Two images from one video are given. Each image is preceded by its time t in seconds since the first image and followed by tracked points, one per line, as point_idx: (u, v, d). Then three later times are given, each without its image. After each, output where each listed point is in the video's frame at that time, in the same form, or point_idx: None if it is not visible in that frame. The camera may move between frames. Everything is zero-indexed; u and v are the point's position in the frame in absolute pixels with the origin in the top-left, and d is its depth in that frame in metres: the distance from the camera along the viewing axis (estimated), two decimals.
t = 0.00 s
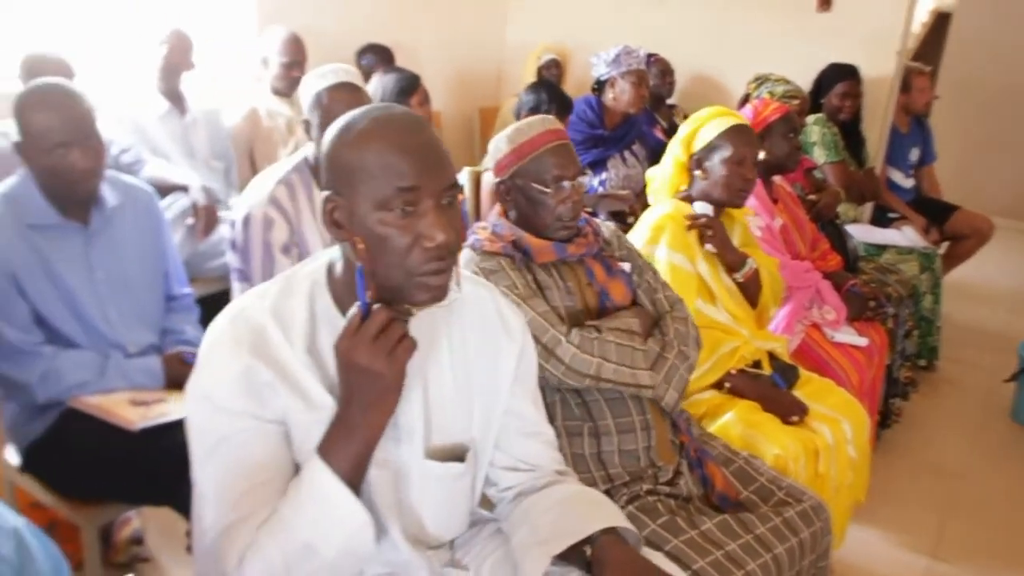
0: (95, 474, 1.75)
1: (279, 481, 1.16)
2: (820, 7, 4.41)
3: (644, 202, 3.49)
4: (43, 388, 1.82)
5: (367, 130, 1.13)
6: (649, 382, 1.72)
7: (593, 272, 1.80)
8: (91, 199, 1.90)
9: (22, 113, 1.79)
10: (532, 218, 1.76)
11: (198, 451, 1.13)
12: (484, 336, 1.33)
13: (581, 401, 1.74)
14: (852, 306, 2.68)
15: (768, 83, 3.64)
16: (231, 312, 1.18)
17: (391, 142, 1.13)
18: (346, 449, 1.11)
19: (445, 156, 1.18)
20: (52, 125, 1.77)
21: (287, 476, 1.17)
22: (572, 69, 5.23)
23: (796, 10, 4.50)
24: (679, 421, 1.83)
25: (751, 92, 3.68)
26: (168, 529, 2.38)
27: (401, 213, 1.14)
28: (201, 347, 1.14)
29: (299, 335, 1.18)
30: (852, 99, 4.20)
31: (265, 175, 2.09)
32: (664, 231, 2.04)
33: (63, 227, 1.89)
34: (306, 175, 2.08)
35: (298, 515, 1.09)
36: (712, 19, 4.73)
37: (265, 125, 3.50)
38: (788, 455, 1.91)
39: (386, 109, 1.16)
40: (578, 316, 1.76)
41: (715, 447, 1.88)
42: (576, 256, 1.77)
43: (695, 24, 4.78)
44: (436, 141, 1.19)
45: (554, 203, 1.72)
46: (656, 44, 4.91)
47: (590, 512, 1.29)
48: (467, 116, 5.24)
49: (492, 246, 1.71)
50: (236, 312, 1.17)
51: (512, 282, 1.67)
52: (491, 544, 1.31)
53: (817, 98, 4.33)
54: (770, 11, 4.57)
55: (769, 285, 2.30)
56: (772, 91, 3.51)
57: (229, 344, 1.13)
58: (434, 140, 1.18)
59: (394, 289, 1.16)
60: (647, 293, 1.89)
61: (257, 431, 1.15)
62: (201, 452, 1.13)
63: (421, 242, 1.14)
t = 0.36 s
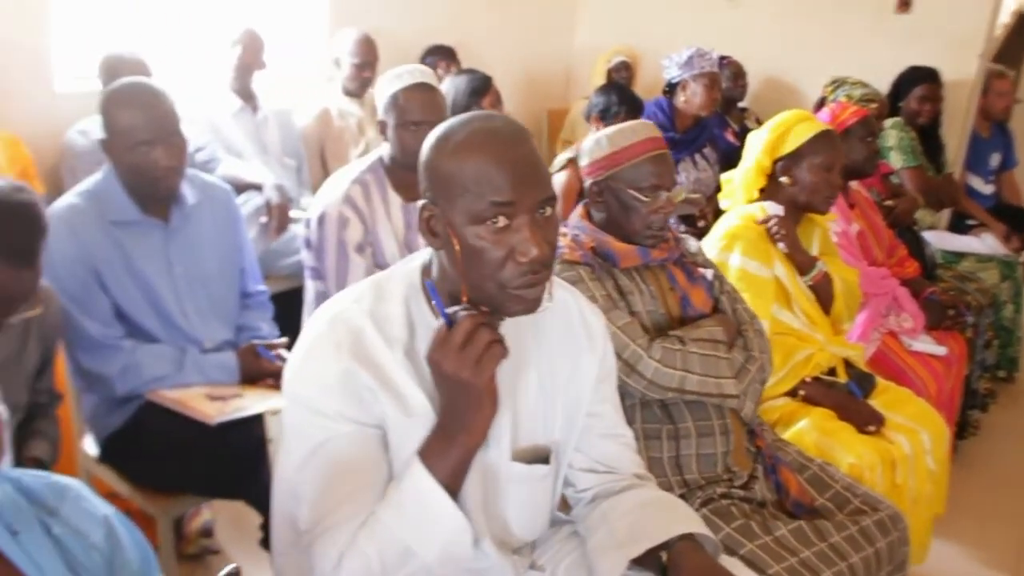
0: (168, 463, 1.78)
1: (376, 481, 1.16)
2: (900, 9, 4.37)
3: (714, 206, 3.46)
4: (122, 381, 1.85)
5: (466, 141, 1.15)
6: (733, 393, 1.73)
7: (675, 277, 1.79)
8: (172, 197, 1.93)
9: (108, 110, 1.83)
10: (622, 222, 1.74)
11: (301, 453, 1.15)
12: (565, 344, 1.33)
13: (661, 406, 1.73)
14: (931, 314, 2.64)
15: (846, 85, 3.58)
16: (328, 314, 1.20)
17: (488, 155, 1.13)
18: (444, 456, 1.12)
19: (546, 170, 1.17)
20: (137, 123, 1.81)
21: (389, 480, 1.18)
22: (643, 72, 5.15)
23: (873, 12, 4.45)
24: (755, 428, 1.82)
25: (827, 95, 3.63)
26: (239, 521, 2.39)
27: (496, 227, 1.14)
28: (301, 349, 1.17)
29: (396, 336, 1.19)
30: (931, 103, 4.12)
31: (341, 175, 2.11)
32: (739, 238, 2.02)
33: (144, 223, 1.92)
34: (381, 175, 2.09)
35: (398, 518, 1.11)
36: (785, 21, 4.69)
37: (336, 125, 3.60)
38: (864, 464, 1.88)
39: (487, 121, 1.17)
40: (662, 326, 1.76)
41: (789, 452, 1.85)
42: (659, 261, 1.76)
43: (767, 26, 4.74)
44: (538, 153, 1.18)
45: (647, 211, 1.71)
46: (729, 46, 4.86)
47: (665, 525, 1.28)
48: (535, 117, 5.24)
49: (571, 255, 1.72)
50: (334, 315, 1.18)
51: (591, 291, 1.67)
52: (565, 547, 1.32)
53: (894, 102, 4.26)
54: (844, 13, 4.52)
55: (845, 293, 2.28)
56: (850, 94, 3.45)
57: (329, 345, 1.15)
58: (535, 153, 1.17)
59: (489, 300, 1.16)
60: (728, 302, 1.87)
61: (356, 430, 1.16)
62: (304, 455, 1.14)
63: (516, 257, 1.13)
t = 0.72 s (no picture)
0: (241, 451, 1.80)
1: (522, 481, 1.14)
2: (984, 12, 4.29)
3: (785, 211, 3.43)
4: (197, 372, 1.87)
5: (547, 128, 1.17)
6: (812, 396, 1.71)
7: (754, 279, 1.78)
8: (249, 191, 1.95)
9: (191, 105, 1.87)
10: (705, 223, 1.74)
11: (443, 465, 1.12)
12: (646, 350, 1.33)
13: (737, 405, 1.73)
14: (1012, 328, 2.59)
15: (926, 91, 3.52)
16: (440, 319, 1.19)
17: (566, 141, 1.15)
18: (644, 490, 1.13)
19: (627, 158, 1.17)
20: (219, 118, 1.84)
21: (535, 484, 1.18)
22: (714, 74, 5.11)
23: (953, 17, 4.37)
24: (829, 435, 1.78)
25: (908, 100, 3.58)
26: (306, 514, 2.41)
27: (570, 212, 1.15)
28: (417, 356, 1.15)
29: (512, 338, 1.18)
30: (1014, 110, 4.05)
31: (415, 172, 2.12)
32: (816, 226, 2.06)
33: (221, 217, 1.95)
34: (454, 173, 2.10)
35: (568, 527, 1.11)
36: (862, 25, 4.62)
37: (407, 123, 3.63)
38: (942, 478, 1.85)
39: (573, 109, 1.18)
40: (742, 326, 1.76)
41: (861, 456, 1.82)
42: (738, 264, 1.75)
43: (842, 30, 4.68)
44: (622, 142, 1.18)
45: (732, 214, 1.71)
46: (804, 50, 4.81)
47: (847, 559, 1.27)
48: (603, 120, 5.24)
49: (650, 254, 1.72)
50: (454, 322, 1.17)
51: (670, 292, 1.68)
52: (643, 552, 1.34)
53: (976, 108, 4.18)
54: (923, 17, 4.45)
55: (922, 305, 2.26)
56: (931, 100, 3.40)
57: (448, 350, 1.14)
58: (618, 141, 1.17)
59: (566, 288, 1.17)
60: (808, 306, 1.85)
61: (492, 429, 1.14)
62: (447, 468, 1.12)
63: (589, 243, 1.14)
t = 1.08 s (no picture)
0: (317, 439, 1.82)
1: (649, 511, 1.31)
2: None
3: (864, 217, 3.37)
4: (275, 364, 1.88)
5: (712, 173, 1.25)
6: (895, 405, 1.69)
7: (839, 286, 1.76)
8: (329, 186, 1.97)
9: (276, 98, 1.89)
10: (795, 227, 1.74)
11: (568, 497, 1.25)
12: (737, 366, 1.46)
13: (817, 413, 1.73)
14: None
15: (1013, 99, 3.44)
16: (579, 347, 1.31)
17: (743, 189, 1.23)
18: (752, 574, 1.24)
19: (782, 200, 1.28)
20: (303, 113, 1.86)
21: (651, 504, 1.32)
22: (792, 78, 5.02)
23: None
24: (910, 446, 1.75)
25: (994, 108, 3.50)
26: (373, 508, 2.43)
27: (739, 257, 1.24)
28: (563, 385, 1.28)
29: (642, 368, 1.32)
30: None
31: (493, 171, 2.12)
32: (906, 251, 2.01)
33: (302, 212, 1.97)
34: (531, 172, 2.11)
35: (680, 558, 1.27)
36: (945, 30, 4.53)
37: (481, 121, 3.67)
38: None
39: (725, 150, 1.27)
40: (824, 331, 1.74)
41: (942, 467, 1.77)
42: (824, 271, 1.74)
43: (925, 35, 4.59)
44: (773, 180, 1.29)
45: (823, 220, 1.70)
46: (883, 54, 4.73)
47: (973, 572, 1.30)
48: (677, 122, 5.20)
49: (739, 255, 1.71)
50: (583, 351, 1.30)
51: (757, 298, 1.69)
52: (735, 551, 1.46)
53: None
54: (1010, 23, 4.35)
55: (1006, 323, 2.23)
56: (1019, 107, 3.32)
57: (591, 384, 1.27)
58: (775, 182, 1.27)
59: (730, 326, 1.28)
60: (893, 316, 1.82)
61: (631, 467, 1.27)
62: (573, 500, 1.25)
63: (759, 285, 1.25)
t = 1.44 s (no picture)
0: (385, 435, 1.83)
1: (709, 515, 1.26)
2: None
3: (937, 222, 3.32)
4: (344, 361, 1.90)
5: (776, 161, 1.21)
6: (973, 419, 1.66)
7: (916, 296, 1.74)
8: (400, 185, 1.98)
9: (350, 97, 1.91)
10: (871, 234, 1.70)
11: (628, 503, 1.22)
12: (795, 367, 1.41)
13: (891, 423, 1.70)
14: None
15: None
16: (636, 347, 1.27)
17: (809, 174, 1.20)
18: None
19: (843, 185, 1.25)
20: (376, 112, 1.87)
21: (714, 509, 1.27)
22: (866, 79, 4.96)
23: None
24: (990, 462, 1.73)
25: None
26: (434, 506, 2.43)
27: (812, 242, 1.21)
28: (620, 387, 1.24)
29: (700, 369, 1.27)
30: None
31: (562, 173, 2.13)
32: (998, 261, 1.97)
33: (374, 211, 1.99)
34: (600, 174, 2.10)
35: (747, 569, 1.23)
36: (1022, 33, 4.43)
37: (547, 122, 3.69)
38: None
39: (782, 138, 1.24)
40: (902, 343, 1.73)
41: None
42: (902, 279, 1.71)
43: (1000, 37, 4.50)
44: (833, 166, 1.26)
45: (902, 230, 1.67)
46: (956, 57, 4.65)
47: None
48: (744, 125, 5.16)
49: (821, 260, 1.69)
50: (641, 352, 1.26)
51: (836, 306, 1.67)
52: (805, 561, 1.43)
53: None
54: None
55: None
56: None
57: (648, 385, 1.22)
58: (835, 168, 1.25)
59: (798, 314, 1.25)
60: (972, 327, 1.79)
61: (690, 470, 1.23)
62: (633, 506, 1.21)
63: (832, 269, 1.22)
